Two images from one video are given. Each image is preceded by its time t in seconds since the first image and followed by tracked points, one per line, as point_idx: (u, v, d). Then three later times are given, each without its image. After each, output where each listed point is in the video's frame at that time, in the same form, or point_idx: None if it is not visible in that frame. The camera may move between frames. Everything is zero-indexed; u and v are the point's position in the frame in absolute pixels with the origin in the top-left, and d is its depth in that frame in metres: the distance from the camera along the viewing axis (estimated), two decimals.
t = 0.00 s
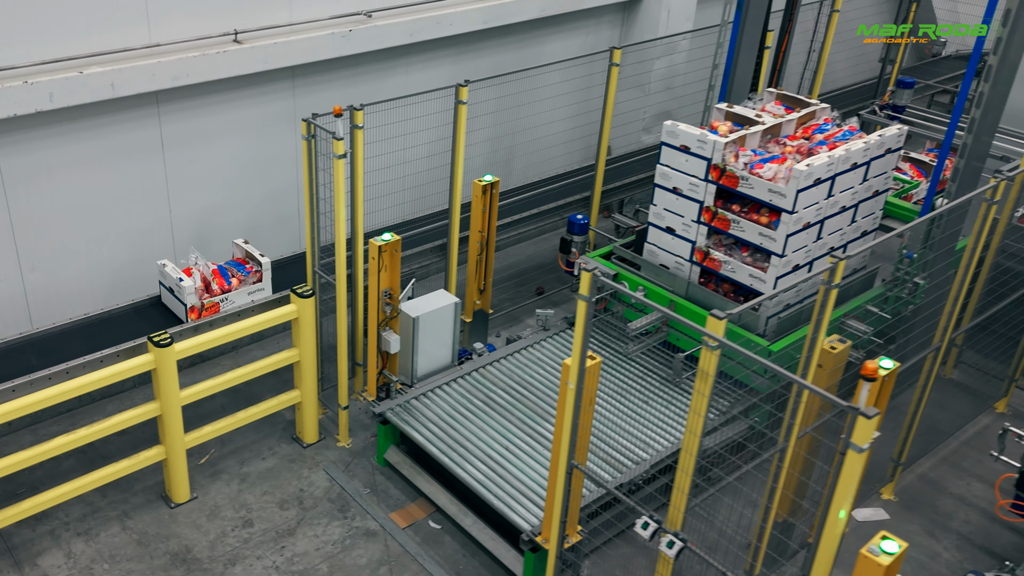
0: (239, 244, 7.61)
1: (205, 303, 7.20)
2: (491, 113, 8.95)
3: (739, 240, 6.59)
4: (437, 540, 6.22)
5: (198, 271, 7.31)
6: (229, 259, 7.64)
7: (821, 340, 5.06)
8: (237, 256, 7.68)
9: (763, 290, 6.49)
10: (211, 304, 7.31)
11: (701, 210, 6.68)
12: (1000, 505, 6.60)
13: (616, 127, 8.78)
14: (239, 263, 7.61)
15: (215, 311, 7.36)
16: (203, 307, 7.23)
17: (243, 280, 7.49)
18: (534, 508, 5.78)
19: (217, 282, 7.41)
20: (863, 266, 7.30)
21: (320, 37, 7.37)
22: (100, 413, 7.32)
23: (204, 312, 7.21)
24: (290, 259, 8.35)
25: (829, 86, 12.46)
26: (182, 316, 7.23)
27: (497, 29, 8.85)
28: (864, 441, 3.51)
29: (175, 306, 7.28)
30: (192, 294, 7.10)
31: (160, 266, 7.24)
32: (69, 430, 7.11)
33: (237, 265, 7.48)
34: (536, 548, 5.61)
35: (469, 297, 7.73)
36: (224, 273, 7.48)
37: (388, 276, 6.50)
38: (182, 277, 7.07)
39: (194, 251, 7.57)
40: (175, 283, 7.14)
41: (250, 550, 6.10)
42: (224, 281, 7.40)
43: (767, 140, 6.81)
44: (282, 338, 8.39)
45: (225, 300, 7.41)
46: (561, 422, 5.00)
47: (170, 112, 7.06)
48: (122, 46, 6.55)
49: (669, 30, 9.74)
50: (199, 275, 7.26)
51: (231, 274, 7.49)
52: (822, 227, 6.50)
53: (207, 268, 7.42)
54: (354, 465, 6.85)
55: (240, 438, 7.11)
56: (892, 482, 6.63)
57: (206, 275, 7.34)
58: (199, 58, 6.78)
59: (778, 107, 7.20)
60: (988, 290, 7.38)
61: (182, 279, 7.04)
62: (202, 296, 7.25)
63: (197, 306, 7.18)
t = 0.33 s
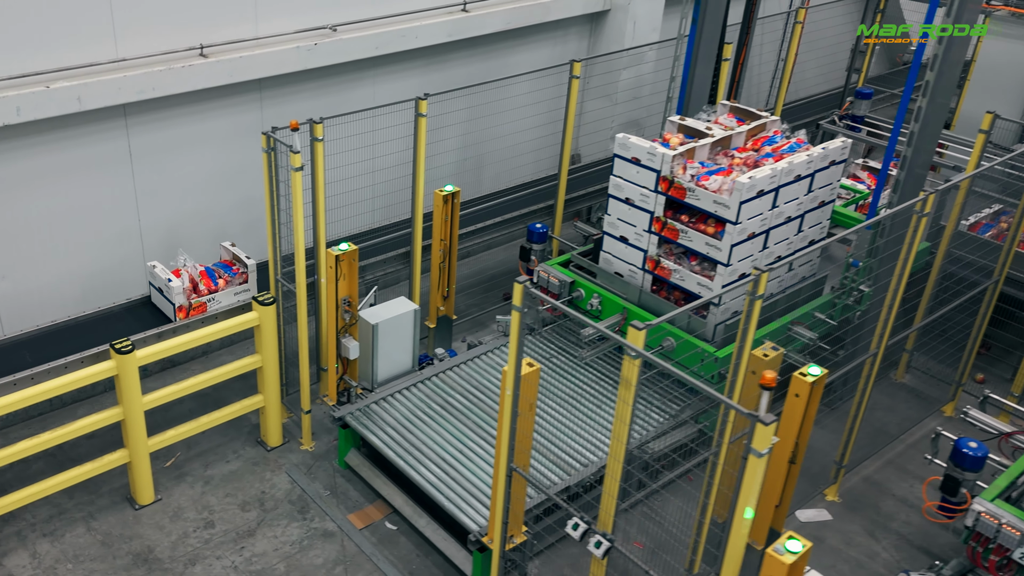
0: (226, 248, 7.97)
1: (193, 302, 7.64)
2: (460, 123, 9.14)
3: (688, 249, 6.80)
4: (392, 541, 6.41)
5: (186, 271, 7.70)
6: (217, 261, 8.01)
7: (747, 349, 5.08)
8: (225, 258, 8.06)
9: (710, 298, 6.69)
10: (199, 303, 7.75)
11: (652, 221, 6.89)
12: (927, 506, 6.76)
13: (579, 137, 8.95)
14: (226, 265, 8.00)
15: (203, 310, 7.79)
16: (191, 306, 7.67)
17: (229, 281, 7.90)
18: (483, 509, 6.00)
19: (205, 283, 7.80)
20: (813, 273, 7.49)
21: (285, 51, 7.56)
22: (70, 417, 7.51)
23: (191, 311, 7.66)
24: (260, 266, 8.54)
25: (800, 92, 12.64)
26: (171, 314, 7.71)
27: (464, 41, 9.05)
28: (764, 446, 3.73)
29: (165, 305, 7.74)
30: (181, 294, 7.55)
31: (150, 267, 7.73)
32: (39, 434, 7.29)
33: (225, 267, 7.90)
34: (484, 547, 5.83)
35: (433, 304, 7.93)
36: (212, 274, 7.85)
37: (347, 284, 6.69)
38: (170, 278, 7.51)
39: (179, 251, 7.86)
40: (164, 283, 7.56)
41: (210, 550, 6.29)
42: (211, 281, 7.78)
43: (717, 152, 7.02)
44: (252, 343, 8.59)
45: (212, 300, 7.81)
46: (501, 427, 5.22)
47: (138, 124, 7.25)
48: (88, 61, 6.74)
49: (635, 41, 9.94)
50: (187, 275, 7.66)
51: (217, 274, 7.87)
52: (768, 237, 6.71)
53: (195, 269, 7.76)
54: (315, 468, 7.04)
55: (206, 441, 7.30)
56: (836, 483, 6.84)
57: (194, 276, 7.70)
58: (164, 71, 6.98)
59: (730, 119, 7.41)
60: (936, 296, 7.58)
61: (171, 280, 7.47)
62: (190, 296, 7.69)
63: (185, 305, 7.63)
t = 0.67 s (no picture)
0: (212, 252, 8.22)
1: (179, 304, 7.88)
2: (426, 134, 9.37)
3: (635, 260, 7.02)
4: (346, 543, 6.61)
5: (172, 275, 7.98)
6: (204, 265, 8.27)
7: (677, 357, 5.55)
8: (210, 262, 8.31)
9: (656, 307, 6.90)
10: (185, 304, 7.99)
11: (602, 232, 7.12)
12: (854, 509, 6.99)
13: (541, 148, 9.12)
14: (211, 268, 8.25)
15: (189, 311, 8.01)
16: (177, 308, 7.91)
17: (214, 283, 8.13)
18: (432, 512, 6.21)
19: (191, 286, 8.07)
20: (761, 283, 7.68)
21: (249, 66, 7.76)
22: (39, 422, 7.70)
23: (177, 313, 7.89)
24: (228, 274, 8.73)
25: (770, 101, 12.84)
26: (158, 316, 7.94)
27: (429, 54, 9.25)
28: (667, 455, 3.95)
29: (152, 307, 7.97)
30: (167, 297, 7.79)
31: (139, 271, 7.98)
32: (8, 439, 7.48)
33: (210, 269, 8.16)
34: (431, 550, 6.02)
35: (395, 311, 8.14)
36: (198, 277, 8.13)
37: (304, 295, 6.89)
38: (156, 280, 7.78)
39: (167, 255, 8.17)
40: (150, 286, 7.83)
41: (169, 553, 6.49)
42: (196, 284, 8.05)
43: (665, 165, 7.23)
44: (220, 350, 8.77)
45: (197, 301, 8.04)
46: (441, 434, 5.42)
47: (103, 138, 7.44)
48: (53, 77, 6.94)
49: (600, 53, 10.13)
50: (173, 278, 7.93)
51: (203, 278, 8.13)
52: (713, 248, 6.93)
53: (181, 272, 8.04)
54: (276, 472, 7.24)
55: (170, 446, 7.49)
56: (780, 487, 7.07)
57: (180, 279, 7.99)
58: (129, 87, 7.17)
59: (681, 133, 7.62)
60: (883, 302, 7.82)
61: (157, 283, 7.75)
62: (176, 298, 7.93)
63: (171, 306, 7.86)
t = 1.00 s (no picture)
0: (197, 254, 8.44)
1: (166, 305, 8.11)
2: (398, 144, 9.48)
3: (590, 270, 7.22)
4: (305, 546, 6.79)
5: (161, 278, 8.21)
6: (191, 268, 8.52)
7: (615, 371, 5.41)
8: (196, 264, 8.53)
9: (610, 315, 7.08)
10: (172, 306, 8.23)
11: (558, 242, 7.31)
12: (791, 513, 7.18)
13: (508, 159, 9.33)
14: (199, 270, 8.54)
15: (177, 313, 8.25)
16: (165, 309, 8.15)
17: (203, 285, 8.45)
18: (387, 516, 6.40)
19: (178, 288, 8.31)
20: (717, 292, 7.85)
21: (217, 79, 7.94)
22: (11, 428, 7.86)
23: (165, 314, 8.12)
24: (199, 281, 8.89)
25: (744, 108, 13.03)
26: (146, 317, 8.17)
27: (398, 66, 9.43)
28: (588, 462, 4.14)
29: (140, 309, 8.21)
30: (155, 299, 8.06)
31: (128, 273, 8.24)
32: None
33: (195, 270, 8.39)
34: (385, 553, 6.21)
35: (362, 318, 8.32)
36: (184, 280, 8.40)
37: (266, 303, 7.07)
38: (145, 283, 8.03)
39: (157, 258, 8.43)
40: (139, 289, 8.07)
41: (132, 556, 6.66)
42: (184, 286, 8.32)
43: (621, 177, 7.43)
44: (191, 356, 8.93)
45: (184, 302, 8.29)
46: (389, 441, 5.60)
47: (73, 150, 7.61)
48: (22, 91, 7.11)
49: (569, 64, 10.34)
50: (162, 281, 8.16)
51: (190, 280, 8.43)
52: (665, 258, 7.12)
53: (168, 274, 8.29)
54: (240, 477, 7.41)
55: (139, 451, 7.66)
56: (732, 491, 7.26)
57: (168, 282, 8.21)
58: (97, 100, 7.34)
59: (639, 145, 7.82)
60: (838, 307, 8.02)
61: (145, 285, 8.01)
62: (164, 300, 8.17)
63: (159, 308, 8.11)
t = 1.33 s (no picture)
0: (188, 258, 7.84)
1: (157, 308, 8.14)
2: (375, 153, 9.58)
3: (554, 279, 7.39)
4: (273, 550, 6.93)
5: (152, 280, 8.32)
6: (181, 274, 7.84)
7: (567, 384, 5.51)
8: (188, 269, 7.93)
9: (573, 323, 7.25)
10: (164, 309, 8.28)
11: (524, 251, 7.48)
12: (743, 518, 7.31)
13: (480, 168, 9.49)
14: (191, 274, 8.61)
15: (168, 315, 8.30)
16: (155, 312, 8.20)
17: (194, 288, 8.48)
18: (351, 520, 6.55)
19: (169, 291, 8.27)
20: (681, 300, 8.00)
21: (192, 90, 8.08)
22: None
23: (155, 316, 8.18)
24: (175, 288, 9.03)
25: (724, 115, 13.17)
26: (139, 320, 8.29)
27: (373, 76, 9.57)
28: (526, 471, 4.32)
29: (132, 312, 8.34)
30: (145, 302, 8.14)
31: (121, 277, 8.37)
32: None
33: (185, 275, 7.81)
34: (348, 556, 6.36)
35: (335, 325, 8.47)
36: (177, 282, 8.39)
37: (236, 312, 7.21)
38: (136, 286, 8.16)
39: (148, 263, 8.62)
40: (130, 292, 8.21)
41: (103, 559, 6.80)
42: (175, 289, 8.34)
43: (585, 188, 7.60)
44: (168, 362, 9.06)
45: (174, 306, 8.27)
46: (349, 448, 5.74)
47: (49, 161, 7.74)
48: None
49: (544, 74, 10.51)
50: (153, 284, 8.27)
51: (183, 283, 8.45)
52: (627, 267, 7.29)
53: (159, 278, 8.37)
54: (212, 482, 7.56)
55: (113, 456, 7.80)
56: (693, 495, 7.42)
57: (159, 285, 8.29)
58: (71, 112, 7.47)
59: (605, 156, 8.00)
60: (801, 313, 8.19)
61: (135, 288, 8.14)
62: (156, 302, 8.23)
63: (150, 310, 8.19)
